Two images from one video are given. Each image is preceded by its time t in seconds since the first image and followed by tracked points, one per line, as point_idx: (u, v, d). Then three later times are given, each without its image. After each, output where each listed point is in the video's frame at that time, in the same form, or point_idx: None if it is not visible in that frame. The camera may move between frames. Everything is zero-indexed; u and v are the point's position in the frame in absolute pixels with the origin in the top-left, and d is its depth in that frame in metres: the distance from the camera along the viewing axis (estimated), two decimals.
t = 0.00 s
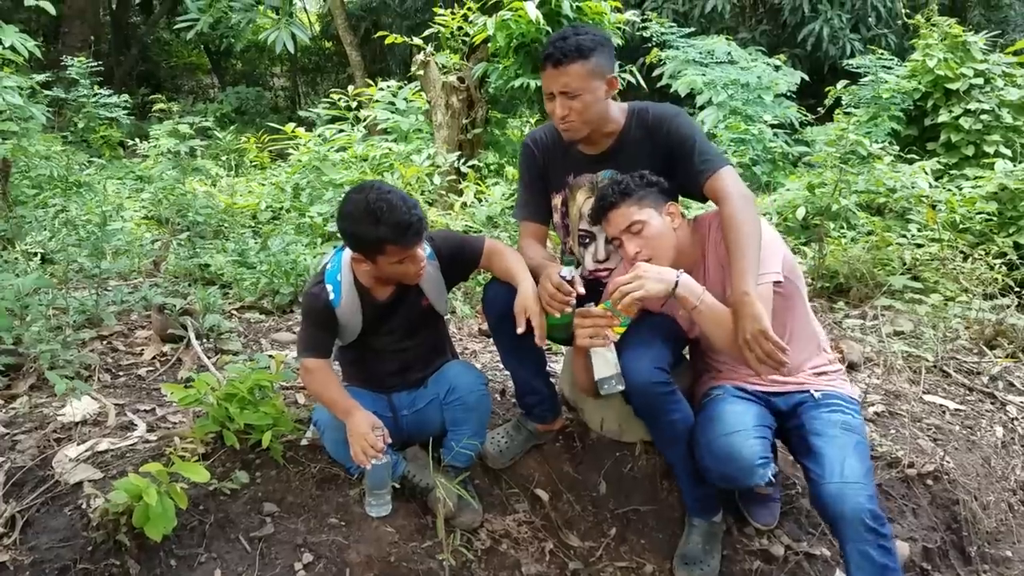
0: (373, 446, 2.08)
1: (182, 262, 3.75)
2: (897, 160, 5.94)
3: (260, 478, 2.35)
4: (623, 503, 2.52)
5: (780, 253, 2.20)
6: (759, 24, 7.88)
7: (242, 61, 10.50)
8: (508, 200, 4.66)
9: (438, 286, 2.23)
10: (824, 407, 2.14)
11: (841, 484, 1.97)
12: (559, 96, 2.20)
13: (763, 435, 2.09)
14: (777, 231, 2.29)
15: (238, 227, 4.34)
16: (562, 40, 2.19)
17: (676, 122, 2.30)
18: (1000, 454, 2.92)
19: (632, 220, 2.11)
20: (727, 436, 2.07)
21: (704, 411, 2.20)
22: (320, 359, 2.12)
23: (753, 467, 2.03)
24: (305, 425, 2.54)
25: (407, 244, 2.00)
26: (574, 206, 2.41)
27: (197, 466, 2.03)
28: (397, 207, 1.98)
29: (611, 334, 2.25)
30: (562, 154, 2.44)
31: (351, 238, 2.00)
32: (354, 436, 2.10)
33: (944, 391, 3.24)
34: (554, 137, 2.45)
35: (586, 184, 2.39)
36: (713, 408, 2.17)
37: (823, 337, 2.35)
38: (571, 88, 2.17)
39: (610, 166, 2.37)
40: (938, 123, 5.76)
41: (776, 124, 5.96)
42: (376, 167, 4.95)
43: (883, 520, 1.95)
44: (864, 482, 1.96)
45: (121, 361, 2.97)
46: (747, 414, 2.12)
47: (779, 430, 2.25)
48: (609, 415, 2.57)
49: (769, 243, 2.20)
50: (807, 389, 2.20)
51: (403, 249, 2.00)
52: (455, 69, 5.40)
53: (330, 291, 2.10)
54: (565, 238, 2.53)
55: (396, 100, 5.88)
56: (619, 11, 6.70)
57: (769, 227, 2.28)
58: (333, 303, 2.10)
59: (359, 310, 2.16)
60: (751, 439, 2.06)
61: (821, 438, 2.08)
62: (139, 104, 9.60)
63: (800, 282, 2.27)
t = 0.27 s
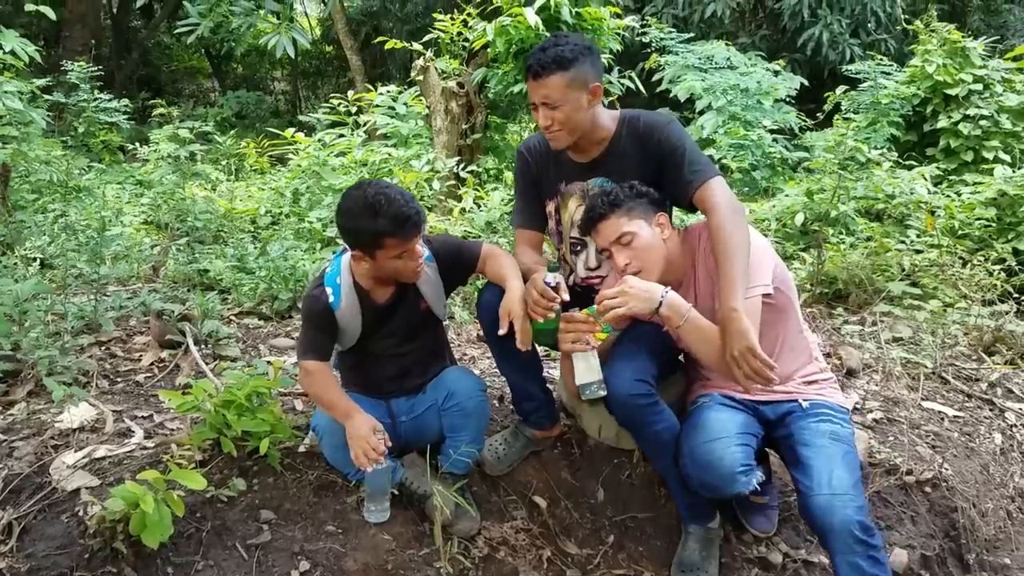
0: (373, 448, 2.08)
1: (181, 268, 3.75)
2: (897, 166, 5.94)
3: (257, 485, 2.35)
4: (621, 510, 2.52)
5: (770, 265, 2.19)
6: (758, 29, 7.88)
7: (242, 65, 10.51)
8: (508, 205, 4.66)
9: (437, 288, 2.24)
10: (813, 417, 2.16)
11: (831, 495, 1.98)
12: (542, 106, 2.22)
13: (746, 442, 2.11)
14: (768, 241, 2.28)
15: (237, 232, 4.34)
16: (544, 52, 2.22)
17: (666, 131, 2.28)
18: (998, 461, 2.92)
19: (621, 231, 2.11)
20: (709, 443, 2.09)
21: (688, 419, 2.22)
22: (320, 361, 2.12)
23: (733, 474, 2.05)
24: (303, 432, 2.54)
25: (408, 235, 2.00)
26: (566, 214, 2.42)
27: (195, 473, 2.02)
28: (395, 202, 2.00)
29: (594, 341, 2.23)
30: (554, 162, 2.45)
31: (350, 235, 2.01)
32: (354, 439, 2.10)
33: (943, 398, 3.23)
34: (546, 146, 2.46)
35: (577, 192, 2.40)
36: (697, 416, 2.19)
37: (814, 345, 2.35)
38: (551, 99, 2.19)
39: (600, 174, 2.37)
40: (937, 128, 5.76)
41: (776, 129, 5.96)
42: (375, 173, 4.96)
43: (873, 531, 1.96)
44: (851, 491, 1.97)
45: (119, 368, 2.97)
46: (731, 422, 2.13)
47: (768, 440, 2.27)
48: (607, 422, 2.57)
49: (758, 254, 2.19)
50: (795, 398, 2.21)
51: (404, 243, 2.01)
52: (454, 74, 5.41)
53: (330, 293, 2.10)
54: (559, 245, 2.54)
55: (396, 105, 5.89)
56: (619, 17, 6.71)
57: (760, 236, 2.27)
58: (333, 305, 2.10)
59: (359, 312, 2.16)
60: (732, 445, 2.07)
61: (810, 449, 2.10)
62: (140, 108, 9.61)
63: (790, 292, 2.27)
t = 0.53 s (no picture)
0: (368, 464, 2.06)
1: (177, 280, 3.73)
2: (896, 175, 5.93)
3: (250, 505, 2.33)
4: (618, 529, 2.50)
5: (754, 288, 2.16)
6: (758, 37, 7.88)
7: (242, 71, 10.51)
8: (506, 216, 4.64)
9: (429, 301, 2.22)
10: (811, 437, 2.14)
11: (831, 518, 1.96)
12: (550, 123, 2.17)
13: (742, 466, 2.10)
14: (756, 259, 2.26)
15: (234, 243, 4.33)
16: (546, 71, 2.15)
17: (657, 148, 2.27)
18: (999, 477, 2.89)
19: (606, 253, 2.10)
20: (705, 469, 2.07)
21: (684, 441, 2.21)
22: (313, 377, 2.10)
23: (729, 500, 2.04)
24: (297, 450, 2.51)
25: (398, 243, 1.99)
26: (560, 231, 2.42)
27: (186, 494, 2.00)
28: (382, 212, 1.99)
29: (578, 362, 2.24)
30: (548, 179, 2.43)
31: (339, 248, 1.99)
32: (349, 455, 2.08)
33: (943, 413, 3.21)
34: (540, 161, 2.44)
35: (571, 209, 2.40)
36: (693, 438, 2.18)
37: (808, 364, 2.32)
38: (562, 115, 2.15)
39: (594, 191, 2.37)
40: (937, 138, 5.75)
41: (775, 138, 5.95)
42: (373, 183, 4.96)
43: (872, 553, 1.96)
44: (850, 515, 1.96)
45: (113, 383, 2.95)
46: (727, 446, 2.12)
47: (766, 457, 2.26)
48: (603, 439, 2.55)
49: (740, 278, 2.17)
50: (794, 418, 2.19)
51: (393, 254, 1.99)
52: (452, 84, 5.41)
53: (320, 309, 2.08)
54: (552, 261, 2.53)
55: (394, 114, 5.88)
56: (618, 26, 6.70)
57: (746, 256, 2.24)
58: (324, 321, 2.08)
59: (351, 327, 2.14)
60: (728, 471, 2.06)
61: (809, 469, 2.08)
62: (139, 115, 9.61)
63: (778, 311, 2.25)
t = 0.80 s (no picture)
0: (370, 472, 2.07)
1: (178, 286, 3.73)
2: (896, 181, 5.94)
3: (253, 512, 2.33)
4: (620, 536, 2.50)
5: (753, 297, 2.17)
6: (759, 43, 7.89)
7: (243, 76, 10.52)
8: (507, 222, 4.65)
9: (431, 309, 2.23)
10: (811, 448, 2.15)
11: (831, 530, 1.97)
12: (562, 134, 2.18)
13: (738, 484, 2.10)
14: (757, 269, 2.27)
15: (236, 248, 4.33)
16: (556, 81, 2.14)
17: (660, 157, 2.27)
18: (1000, 484, 2.90)
19: (609, 250, 2.12)
20: (699, 489, 2.08)
21: (682, 456, 2.22)
22: (316, 385, 2.10)
23: (724, 519, 2.04)
24: (299, 457, 2.52)
25: (399, 257, 1.99)
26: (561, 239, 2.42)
27: (189, 502, 2.00)
28: (383, 224, 1.99)
29: (573, 371, 2.31)
30: (551, 186, 2.44)
31: (341, 259, 2.00)
32: (351, 463, 2.08)
33: (944, 420, 3.22)
34: (545, 169, 2.45)
35: (572, 217, 2.40)
36: (690, 455, 2.18)
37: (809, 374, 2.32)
38: (573, 125, 2.16)
39: (596, 199, 2.38)
40: (937, 144, 5.76)
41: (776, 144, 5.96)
42: (374, 189, 4.97)
43: (872, 564, 1.97)
44: (849, 527, 1.96)
45: (115, 389, 2.95)
46: (723, 463, 2.12)
47: (765, 467, 2.27)
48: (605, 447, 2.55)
49: (739, 288, 2.17)
50: (793, 428, 2.20)
51: (395, 266, 2.00)
52: (454, 90, 5.43)
53: (323, 317, 2.09)
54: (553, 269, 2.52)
55: (395, 119, 5.90)
56: (618, 31, 6.71)
57: (746, 266, 2.25)
58: (328, 329, 2.09)
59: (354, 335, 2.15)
60: (722, 490, 2.07)
61: (809, 481, 2.09)
62: (140, 119, 9.62)
63: (777, 321, 2.26)
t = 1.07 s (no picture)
0: (370, 470, 2.07)
1: (179, 285, 3.74)
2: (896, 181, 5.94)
3: (253, 510, 2.33)
4: (620, 535, 2.50)
5: (755, 294, 2.18)
6: (759, 43, 7.89)
7: (243, 76, 10.52)
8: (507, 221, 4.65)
9: (434, 309, 2.23)
10: (811, 446, 2.15)
11: (832, 529, 1.96)
12: (549, 138, 2.18)
13: (731, 489, 2.10)
14: (759, 268, 2.27)
15: (237, 248, 4.33)
16: (546, 87, 2.14)
17: (661, 157, 2.27)
18: (1000, 482, 2.90)
19: (617, 240, 2.12)
20: (693, 494, 2.08)
21: (677, 459, 2.22)
22: (317, 383, 2.11)
23: (718, 525, 2.05)
24: (300, 455, 2.52)
25: (399, 258, 1.99)
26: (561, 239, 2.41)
27: (189, 500, 2.00)
28: (384, 225, 1.98)
29: (571, 371, 2.29)
30: (551, 186, 2.44)
31: (342, 260, 2.00)
32: (351, 461, 2.08)
33: (945, 418, 3.22)
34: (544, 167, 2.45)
35: (573, 217, 2.39)
36: (684, 459, 2.19)
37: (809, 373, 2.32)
38: (561, 132, 2.15)
39: (596, 199, 2.37)
40: (938, 144, 5.76)
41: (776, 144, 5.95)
42: (374, 188, 4.98)
43: (874, 563, 1.96)
44: (850, 523, 1.96)
45: (116, 388, 2.95)
46: (717, 468, 2.12)
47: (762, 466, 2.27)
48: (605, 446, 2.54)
49: (741, 286, 2.18)
50: (792, 427, 2.20)
51: (397, 267, 2.00)
52: (454, 90, 5.44)
53: (326, 316, 2.09)
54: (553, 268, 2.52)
55: (396, 119, 5.90)
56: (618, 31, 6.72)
57: (748, 265, 2.25)
58: (330, 327, 2.09)
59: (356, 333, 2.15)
60: (715, 496, 2.07)
61: (809, 479, 2.09)
62: (140, 119, 9.63)
63: (778, 321, 2.26)
